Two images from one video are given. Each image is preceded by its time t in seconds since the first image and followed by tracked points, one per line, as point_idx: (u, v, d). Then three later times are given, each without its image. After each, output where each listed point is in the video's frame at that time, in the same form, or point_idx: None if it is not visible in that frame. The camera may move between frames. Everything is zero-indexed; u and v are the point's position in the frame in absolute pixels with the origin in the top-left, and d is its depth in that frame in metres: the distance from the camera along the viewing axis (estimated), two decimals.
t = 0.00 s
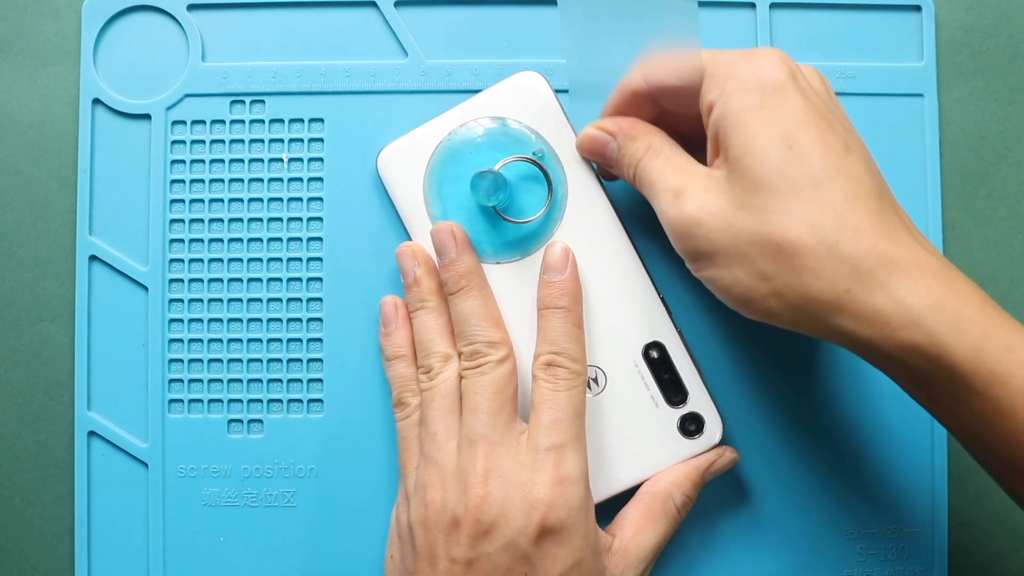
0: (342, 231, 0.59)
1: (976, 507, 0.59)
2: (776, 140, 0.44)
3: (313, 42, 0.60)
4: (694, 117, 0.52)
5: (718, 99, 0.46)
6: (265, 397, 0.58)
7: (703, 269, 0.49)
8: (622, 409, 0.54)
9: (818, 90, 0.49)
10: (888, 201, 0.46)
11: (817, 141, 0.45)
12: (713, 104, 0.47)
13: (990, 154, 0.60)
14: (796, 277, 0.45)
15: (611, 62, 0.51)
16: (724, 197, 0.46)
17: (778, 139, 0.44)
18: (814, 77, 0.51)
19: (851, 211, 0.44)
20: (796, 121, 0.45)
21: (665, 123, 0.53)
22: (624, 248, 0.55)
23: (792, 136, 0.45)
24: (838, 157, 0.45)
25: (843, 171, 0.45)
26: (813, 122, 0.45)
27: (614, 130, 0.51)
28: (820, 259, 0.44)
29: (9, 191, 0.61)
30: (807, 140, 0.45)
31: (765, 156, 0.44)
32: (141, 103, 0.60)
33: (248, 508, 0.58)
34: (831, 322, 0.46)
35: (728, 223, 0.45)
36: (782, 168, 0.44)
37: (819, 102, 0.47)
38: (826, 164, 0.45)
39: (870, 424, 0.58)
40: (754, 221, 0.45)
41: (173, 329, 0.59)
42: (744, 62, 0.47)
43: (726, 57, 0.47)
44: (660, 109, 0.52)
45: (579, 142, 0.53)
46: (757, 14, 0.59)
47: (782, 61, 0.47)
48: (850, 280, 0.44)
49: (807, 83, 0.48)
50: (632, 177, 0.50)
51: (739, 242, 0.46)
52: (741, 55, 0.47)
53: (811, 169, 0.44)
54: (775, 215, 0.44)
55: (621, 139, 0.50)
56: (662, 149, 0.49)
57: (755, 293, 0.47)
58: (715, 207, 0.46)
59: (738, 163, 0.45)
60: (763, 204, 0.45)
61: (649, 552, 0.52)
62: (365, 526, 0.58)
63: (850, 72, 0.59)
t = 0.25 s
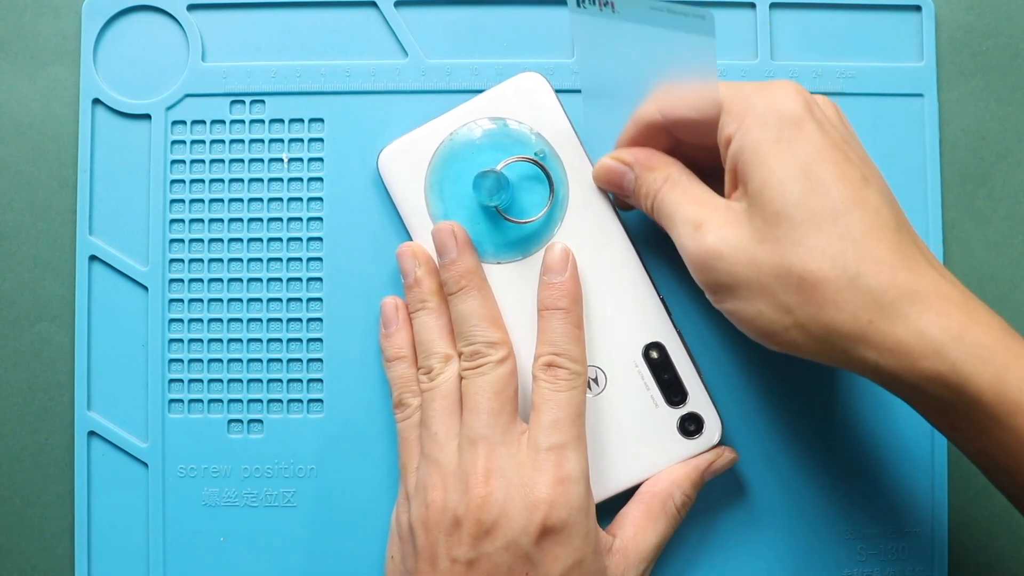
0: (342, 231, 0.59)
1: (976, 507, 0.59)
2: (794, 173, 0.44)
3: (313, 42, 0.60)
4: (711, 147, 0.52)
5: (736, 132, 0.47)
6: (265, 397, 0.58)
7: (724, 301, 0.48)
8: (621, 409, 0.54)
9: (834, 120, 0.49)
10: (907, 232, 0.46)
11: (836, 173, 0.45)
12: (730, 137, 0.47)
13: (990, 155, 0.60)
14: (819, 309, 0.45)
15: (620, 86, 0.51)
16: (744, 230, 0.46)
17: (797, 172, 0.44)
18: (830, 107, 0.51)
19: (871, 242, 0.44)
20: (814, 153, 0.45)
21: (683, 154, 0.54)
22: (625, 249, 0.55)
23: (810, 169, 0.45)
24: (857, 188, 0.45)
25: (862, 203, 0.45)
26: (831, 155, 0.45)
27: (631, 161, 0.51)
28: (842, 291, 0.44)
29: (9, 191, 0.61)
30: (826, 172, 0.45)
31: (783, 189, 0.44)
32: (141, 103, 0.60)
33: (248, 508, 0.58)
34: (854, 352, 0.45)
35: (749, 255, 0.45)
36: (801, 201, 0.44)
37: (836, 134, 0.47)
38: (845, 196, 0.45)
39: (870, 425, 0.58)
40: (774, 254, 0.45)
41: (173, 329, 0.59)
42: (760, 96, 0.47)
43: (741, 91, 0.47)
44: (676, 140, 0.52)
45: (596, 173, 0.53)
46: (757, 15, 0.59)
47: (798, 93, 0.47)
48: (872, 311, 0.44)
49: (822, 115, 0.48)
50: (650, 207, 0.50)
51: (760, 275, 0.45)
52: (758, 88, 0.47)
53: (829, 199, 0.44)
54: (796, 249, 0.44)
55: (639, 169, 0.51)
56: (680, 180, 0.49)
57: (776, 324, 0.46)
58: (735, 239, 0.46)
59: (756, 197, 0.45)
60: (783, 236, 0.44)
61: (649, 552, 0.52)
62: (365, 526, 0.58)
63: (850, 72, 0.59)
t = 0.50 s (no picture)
0: (342, 231, 0.59)
1: (976, 507, 0.59)
2: (811, 202, 0.44)
3: (314, 42, 0.60)
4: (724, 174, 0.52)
5: (751, 162, 0.46)
6: (265, 397, 0.58)
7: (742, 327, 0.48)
8: (621, 408, 0.54)
9: (848, 145, 0.49)
10: (921, 257, 0.46)
11: (852, 202, 0.45)
12: (746, 166, 0.47)
13: (990, 155, 0.60)
14: (838, 337, 0.45)
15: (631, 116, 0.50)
16: (761, 258, 0.45)
17: (814, 203, 0.44)
18: (843, 131, 0.50)
19: (887, 268, 0.44)
20: (830, 183, 0.45)
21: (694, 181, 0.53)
22: (625, 250, 0.55)
23: (826, 198, 0.44)
24: (872, 216, 0.45)
25: (878, 232, 0.45)
26: (847, 183, 0.45)
27: (645, 187, 0.51)
28: (861, 319, 0.44)
29: (9, 191, 0.61)
30: (842, 201, 0.45)
31: (801, 219, 0.44)
32: (141, 103, 0.60)
33: (248, 508, 0.58)
34: (874, 379, 0.45)
35: (767, 284, 0.45)
36: (819, 230, 0.44)
37: (850, 160, 0.47)
38: (861, 224, 0.45)
39: (870, 425, 0.58)
40: (792, 283, 0.45)
41: (173, 329, 0.59)
42: (775, 123, 0.46)
43: (756, 119, 0.47)
44: (689, 167, 0.52)
45: (608, 199, 0.53)
46: (757, 15, 0.59)
47: (813, 120, 0.47)
48: (891, 338, 0.44)
49: (836, 141, 0.48)
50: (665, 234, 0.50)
51: (778, 303, 0.45)
52: (772, 116, 0.47)
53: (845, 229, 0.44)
54: (814, 278, 0.44)
55: (653, 195, 0.50)
56: (696, 207, 0.48)
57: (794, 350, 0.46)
58: (754, 268, 0.46)
59: (774, 226, 0.45)
60: (800, 265, 0.44)
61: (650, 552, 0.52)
62: (365, 526, 0.58)
63: (850, 72, 0.59)
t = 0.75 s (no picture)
0: (342, 231, 0.59)
1: (975, 506, 0.59)
2: (824, 225, 0.44)
3: (313, 42, 0.60)
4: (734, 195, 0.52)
5: (764, 185, 0.46)
6: (265, 397, 0.58)
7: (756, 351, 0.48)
8: (621, 409, 0.54)
9: (861, 167, 0.48)
10: (935, 278, 0.46)
11: (865, 225, 0.45)
12: (759, 189, 0.47)
13: (990, 155, 0.60)
14: (854, 360, 0.45)
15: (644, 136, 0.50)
16: (775, 281, 0.45)
17: (827, 226, 0.44)
18: (856, 152, 0.50)
19: (902, 291, 0.44)
20: (842, 205, 0.45)
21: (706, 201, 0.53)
22: (625, 250, 0.55)
23: (839, 221, 0.44)
24: (886, 238, 0.45)
25: (891, 254, 0.45)
26: (860, 205, 0.45)
27: (658, 209, 0.51)
28: (876, 342, 0.44)
29: (9, 191, 0.61)
30: (856, 224, 0.45)
31: (814, 242, 0.44)
32: (141, 103, 0.60)
33: (248, 508, 0.58)
34: (890, 403, 0.45)
35: (781, 307, 0.45)
36: (832, 253, 0.44)
37: (864, 182, 0.47)
38: (875, 246, 0.44)
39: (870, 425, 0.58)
40: (808, 305, 0.44)
41: (173, 329, 0.59)
42: (787, 146, 0.47)
43: (767, 142, 0.47)
44: (700, 188, 0.52)
45: (620, 220, 0.53)
46: (757, 15, 0.59)
47: (824, 142, 0.47)
48: (906, 362, 0.44)
49: (849, 163, 0.47)
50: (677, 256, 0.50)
51: (792, 326, 0.45)
52: (783, 138, 0.47)
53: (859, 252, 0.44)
54: (828, 301, 0.44)
55: (665, 216, 0.50)
56: (708, 228, 0.48)
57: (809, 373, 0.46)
58: (768, 291, 0.45)
59: (787, 249, 0.45)
60: (814, 288, 0.44)
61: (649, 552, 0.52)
62: (365, 526, 0.58)
63: (850, 72, 0.59)
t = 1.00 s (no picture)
0: (342, 231, 0.59)
1: (976, 506, 0.59)
2: (840, 252, 0.44)
3: (313, 41, 0.60)
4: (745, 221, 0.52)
5: (779, 212, 0.46)
6: (265, 397, 0.58)
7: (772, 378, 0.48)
8: (621, 409, 0.54)
9: (874, 193, 0.49)
10: (950, 302, 0.46)
11: (880, 251, 0.45)
12: (773, 216, 0.47)
13: (990, 155, 0.60)
14: (872, 387, 0.45)
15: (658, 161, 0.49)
16: (791, 308, 0.45)
17: (843, 253, 0.44)
18: (868, 177, 0.50)
19: (919, 317, 0.44)
20: (858, 231, 0.45)
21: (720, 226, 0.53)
22: (625, 250, 0.55)
23: (855, 247, 0.44)
24: (902, 264, 0.45)
25: (908, 280, 0.45)
26: (874, 232, 0.45)
27: (671, 234, 0.51)
28: (894, 368, 0.44)
29: (9, 191, 0.61)
30: (872, 250, 0.45)
31: (830, 269, 0.44)
32: (141, 103, 0.60)
33: (248, 508, 0.58)
34: (908, 428, 0.45)
35: (798, 334, 0.45)
36: (849, 280, 0.44)
37: (877, 209, 0.47)
38: (891, 273, 0.45)
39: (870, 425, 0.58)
40: (825, 332, 0.44)
41: (173, 329, 0.59)
42: (801, 172, 0.47)
43: (781, 168, 0.47)
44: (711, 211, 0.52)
45: (632, 246, 0.53)
46: (757, 15, 0.59)
47: (838, 168, 0.47)
48: (924, 388, 0.44)
49: (862, 189, 0.48)
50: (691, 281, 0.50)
51: (809, 353, 0.45)
52: (797, 164, 0.47)
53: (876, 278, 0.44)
54: (845, 328, 0.44)
55: (678, 242, 0.50)
56: (722, 253, 0.49)
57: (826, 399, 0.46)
58: (784, 317, 0.45)
59: (803, 275, 0.45)
60: (831, 314, 0.44)
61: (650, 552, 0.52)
62: (365, 526, 0.58)
63: (850, 72, 0.59)
